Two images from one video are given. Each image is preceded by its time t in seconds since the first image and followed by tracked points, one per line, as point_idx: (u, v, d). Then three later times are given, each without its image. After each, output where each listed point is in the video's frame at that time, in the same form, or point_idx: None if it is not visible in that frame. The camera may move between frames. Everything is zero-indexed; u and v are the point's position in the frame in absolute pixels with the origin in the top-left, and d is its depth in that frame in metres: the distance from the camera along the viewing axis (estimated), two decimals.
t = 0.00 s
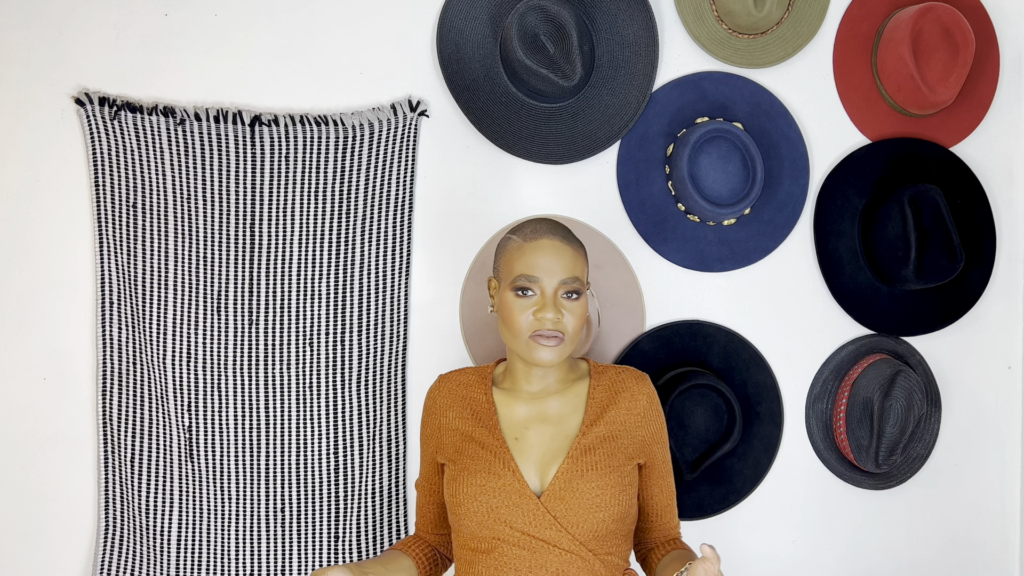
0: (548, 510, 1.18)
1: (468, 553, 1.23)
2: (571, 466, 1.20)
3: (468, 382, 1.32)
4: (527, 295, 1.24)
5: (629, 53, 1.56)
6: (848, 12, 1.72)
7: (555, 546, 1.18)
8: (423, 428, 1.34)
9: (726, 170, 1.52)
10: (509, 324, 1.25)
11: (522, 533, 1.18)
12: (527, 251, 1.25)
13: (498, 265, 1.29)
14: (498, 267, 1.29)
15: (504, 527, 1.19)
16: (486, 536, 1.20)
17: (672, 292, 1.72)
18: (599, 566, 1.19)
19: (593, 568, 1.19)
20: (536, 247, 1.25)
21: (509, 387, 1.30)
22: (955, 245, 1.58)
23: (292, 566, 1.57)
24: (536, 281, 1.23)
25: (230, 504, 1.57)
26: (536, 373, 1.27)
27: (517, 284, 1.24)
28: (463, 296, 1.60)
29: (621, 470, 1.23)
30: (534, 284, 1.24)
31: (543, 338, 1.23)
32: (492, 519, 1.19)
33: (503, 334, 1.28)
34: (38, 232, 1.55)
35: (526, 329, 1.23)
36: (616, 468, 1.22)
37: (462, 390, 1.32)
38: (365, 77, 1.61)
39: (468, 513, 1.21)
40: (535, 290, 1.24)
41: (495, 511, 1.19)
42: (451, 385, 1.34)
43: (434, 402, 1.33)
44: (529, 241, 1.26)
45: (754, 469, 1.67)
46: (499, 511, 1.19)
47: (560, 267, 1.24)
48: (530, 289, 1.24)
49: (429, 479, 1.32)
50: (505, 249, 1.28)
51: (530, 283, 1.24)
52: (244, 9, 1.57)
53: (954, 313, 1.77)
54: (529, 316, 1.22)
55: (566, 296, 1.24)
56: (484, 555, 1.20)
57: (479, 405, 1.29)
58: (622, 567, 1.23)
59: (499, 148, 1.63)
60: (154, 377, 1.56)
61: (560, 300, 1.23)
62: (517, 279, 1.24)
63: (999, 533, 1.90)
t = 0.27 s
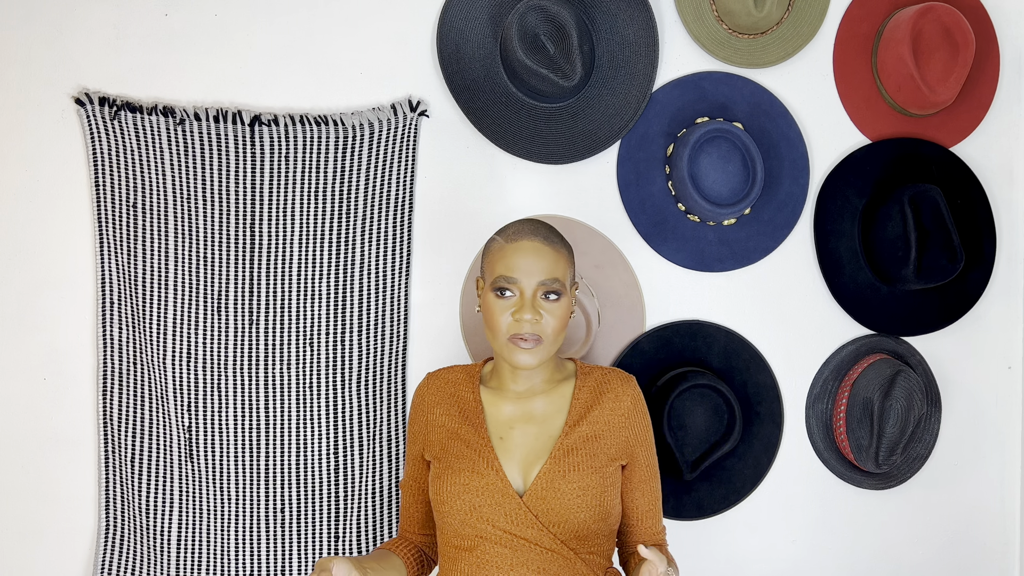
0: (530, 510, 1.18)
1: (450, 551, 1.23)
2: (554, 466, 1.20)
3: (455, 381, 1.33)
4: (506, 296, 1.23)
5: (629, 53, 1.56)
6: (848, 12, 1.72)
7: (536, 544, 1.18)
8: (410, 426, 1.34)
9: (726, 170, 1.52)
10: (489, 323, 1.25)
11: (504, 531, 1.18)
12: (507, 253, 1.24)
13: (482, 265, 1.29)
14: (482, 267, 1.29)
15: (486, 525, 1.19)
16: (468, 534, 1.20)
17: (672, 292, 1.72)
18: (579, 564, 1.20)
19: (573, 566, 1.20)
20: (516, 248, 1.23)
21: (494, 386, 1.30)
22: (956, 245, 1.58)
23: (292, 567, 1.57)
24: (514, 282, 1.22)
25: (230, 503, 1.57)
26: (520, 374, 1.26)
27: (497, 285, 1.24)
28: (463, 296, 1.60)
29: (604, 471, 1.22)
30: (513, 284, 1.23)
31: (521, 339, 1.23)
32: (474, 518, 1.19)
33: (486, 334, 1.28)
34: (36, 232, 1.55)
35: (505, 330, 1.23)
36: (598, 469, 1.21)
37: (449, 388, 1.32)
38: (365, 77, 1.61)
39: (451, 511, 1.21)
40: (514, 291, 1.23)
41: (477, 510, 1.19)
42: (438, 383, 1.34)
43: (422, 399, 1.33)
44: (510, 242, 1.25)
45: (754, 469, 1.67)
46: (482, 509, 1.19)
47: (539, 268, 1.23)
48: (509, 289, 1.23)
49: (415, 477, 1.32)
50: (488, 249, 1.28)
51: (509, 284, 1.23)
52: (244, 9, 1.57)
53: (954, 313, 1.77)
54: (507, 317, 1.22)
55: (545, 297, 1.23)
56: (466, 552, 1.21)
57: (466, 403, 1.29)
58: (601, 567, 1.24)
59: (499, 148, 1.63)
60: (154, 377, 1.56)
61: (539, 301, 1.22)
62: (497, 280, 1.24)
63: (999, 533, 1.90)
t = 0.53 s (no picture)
0: (529, 510, 1.19)
1: (449, 552, 1.23)
2: (551, 467, 1.20)
3: (451, 382, 1.32)
4: (502, 293, 1.23)
5: (629, 53, 1.56)
6: (848, 11, 1.72)
7: (535, 545, 1.18)
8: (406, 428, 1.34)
9: (726, 170, 1.52)
10: (484, 321, 1.25)
11: (503, 532, 1.18)
12: (503, 251, 1.24)
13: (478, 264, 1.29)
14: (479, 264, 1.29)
15: (485, 526, 1.19)
16: (467, 535, 1.20)
17: (671, 292, 1.72)
18: (577, 565, 1.20)
19: (572, 566, 1.20)
20: (512, 246, 1.24)
21: (490, 387, 1.30)
22: (955, 245, 1.58)
23: (292, 567, 1.57)
24: (510, 279, 1.22)
25: (230, 504, 1.57)
26: (517, 374, 1.26)
27: (493, 282, 1.24)
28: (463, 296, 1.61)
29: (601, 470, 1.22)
30: (509, 282, 1.23)
31: (516, 337, 1.23)
32: (473, 519, 1.19)
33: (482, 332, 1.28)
34: (36, 232, 1.55)
35: (500, 328, 1.23)
36: (595, 469, 1.21)
37: (445, 389, 1.31)
38: (365, 77, 1.61)
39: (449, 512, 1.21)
40: (509, 289, 1.23)
41: (476, 511, 1.19)
42: (434, 385, 1.33)
43: (417, 401, 1.33)
44: (506, 241, 1.25)
45: (753, 469, 1.67)
46: (480, 511, 1.19)
47: (535, 265, 1.23)
48: (505, 287, 1.23)
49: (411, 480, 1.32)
50: (485, 247, 1.28)
51: (505, 281, 1.23)
52: (244, 9, 1.57)
53: (954, 313, 1.77)
54: (502, 315, 1.22)
55: (540, 295, 1.23)
56: (465, 553, 1.20)
57: (463, 404, 1.28)
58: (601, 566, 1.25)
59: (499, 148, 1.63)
60: (154, 377, 1.56)
61: (534, 299, 1.22)
62: (493, 277, 1.24)
63: (999, 533, 1.90)
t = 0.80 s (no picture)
0: (541, 514, 1.18)
1: (459, 556, 1.23)
2: (564, 469, 1.19)
3: (458, 384, 1.32)
4: (507, 290, 1.23)
5: (629, 53, 1.56)
6: (848, 11, 1.71)
7: (548, 548, 1.18)
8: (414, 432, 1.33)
9: (726, 170, 1.52)
10: (490, 319, 1.25)
11: (514, 536, 1.18)
12: (508, 247, 1.24)
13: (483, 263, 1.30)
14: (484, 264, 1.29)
15: (496, 530, 1.19)
16: (478, 539, 1.20)
17: (671, 292, 1.72)
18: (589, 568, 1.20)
19: (584, 568, 1.20)
20: (516, 242, 1.24)
21: (498, 389, 1.30)
22: (955, 245, 1.57)
23: (292, 567, 1.57)
24: (515, 275, 1.22)
25: (230, 504, 1.57)
26: (525, 374, 1.25)
27: (498, 279, 1.24)
28: (463, 296, 1.60)
29: (613, 472, 1.22)
30: (514, 278, 1.23)
31: (522, 332, 1.22)
32: (484, 523, 1.19)
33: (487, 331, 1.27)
34: (36, 232, 1.55)
35: (506, 324, 1.22)
36: (607, 471, 1.21)
37: (453, 392, 1.31)
38: (365, 77, 1.61)
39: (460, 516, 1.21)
40: (514, 285, 1.23)
41: (487, 514, 1.19)
42: (441, 388, 1.33)
43: (424, 404, 1.33)
44: (510, 238, 1.25)
45: (754, 469, 1.67)
46: (493, 514, 1.19)
47: (539, 260, 1.23)
48: (510, 283, 1.23)
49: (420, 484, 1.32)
50: (489, 246, 1.28)
51: (510, 277, 1.23)
52: (244, 9, 1.57)
53: (954, 313, 1.77)
54: (507, 310, 1.22)
55: (545, 290, 1.23)
56: (476, 557, 1.20)
57: (471, 407, 1.28)
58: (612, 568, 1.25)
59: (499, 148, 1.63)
60: (154, 377, 1.56)
61: (539, 294, 1.22)
62: (498, 274, 1.24)
63: (999, 533, 1.90)
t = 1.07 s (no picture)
0: (566, 517, 1.18)
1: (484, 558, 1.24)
2: (587, 471, 1.19)
3: (479, 386, 1.31)
4: (538, 283, 1.25)
5: (629, 53, 1.56)
6: (848, 11, 1.72)
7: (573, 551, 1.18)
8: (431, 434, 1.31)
9: (726, 170, 1.52)
10: (519, 314, 1.25)
11: (539, 539, 1.18)
12: (535, 242, 1.27)
13: (506, 262, 1.31)
14: (507, 263, 1.31)
15: (521, 533, 1.19)
16: (503, 543, 1.20)
17: (671, 292, 1.72)
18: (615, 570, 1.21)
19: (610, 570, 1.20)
20: (544, 237, 1.27)
21: (520, 390, 1.30)
22: (955, 245, 1.57)
23: (292, 567, 1.57)
24: (546, 267, 1.25)
25: (230, 504, 1.57)
26: (548, 372, 1.27)
27: (528, 273, 1.26)
28: (463, 296, 1.60)
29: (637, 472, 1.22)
30: (545, 271, 1.25)
31: (555, 324, 1.23)
32: (509, 525, 1.20)
33: (515, 328, 1.27)
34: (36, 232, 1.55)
35: (538, 317, 1.23)
36: (631, 471, 1.21)
37: (473, 394, 1.30)
38: (365, 77, 1.61)
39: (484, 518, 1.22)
40: (545, 277, 1.25)
41: (512, 517, 1.20)
42: (461, 389, 1.31)
43: (443, 406, 1.31)
44: (536, 234, 1.29)
45: (754, 468, 1.67)
46: (517, 517, 1.20)
47: (569, 252, 1.26)
48: (541, 276, 1.25)
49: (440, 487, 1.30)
50: (513, 245, 1.31)
51: (540, 270, 1.25)
52: (244, 9, 1.57)
53: (954, 313, 1.77)
54: (539, 302, 1.23)
55: (575, 282, 1.26)
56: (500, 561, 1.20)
57: (493, 409, 1.27)
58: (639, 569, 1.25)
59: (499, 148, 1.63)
60: (154, 377, 1.55)
61: (571, 285, 1.25)
62: (528, 269, 1.26)
63: (998, 534, 1.90)
